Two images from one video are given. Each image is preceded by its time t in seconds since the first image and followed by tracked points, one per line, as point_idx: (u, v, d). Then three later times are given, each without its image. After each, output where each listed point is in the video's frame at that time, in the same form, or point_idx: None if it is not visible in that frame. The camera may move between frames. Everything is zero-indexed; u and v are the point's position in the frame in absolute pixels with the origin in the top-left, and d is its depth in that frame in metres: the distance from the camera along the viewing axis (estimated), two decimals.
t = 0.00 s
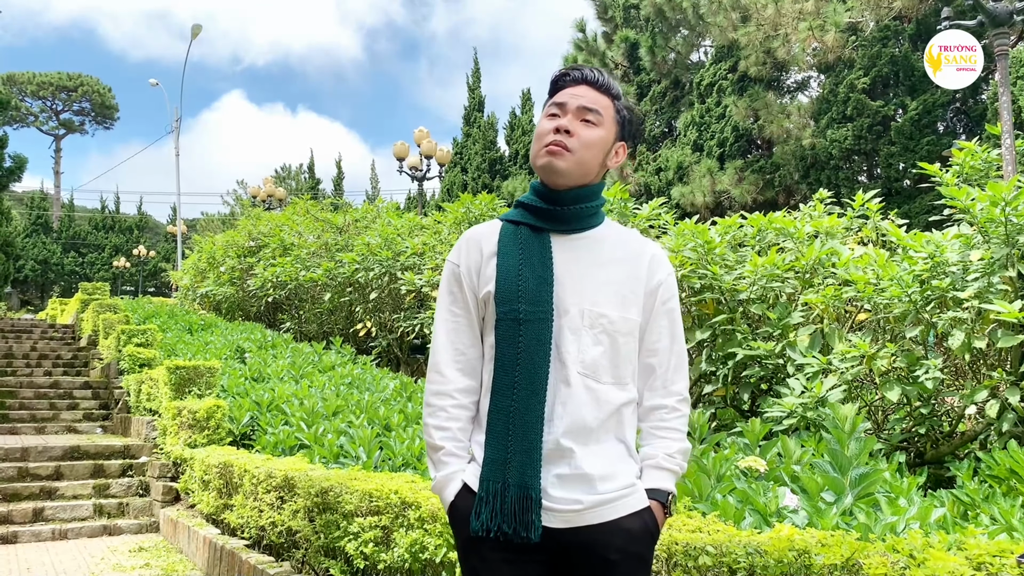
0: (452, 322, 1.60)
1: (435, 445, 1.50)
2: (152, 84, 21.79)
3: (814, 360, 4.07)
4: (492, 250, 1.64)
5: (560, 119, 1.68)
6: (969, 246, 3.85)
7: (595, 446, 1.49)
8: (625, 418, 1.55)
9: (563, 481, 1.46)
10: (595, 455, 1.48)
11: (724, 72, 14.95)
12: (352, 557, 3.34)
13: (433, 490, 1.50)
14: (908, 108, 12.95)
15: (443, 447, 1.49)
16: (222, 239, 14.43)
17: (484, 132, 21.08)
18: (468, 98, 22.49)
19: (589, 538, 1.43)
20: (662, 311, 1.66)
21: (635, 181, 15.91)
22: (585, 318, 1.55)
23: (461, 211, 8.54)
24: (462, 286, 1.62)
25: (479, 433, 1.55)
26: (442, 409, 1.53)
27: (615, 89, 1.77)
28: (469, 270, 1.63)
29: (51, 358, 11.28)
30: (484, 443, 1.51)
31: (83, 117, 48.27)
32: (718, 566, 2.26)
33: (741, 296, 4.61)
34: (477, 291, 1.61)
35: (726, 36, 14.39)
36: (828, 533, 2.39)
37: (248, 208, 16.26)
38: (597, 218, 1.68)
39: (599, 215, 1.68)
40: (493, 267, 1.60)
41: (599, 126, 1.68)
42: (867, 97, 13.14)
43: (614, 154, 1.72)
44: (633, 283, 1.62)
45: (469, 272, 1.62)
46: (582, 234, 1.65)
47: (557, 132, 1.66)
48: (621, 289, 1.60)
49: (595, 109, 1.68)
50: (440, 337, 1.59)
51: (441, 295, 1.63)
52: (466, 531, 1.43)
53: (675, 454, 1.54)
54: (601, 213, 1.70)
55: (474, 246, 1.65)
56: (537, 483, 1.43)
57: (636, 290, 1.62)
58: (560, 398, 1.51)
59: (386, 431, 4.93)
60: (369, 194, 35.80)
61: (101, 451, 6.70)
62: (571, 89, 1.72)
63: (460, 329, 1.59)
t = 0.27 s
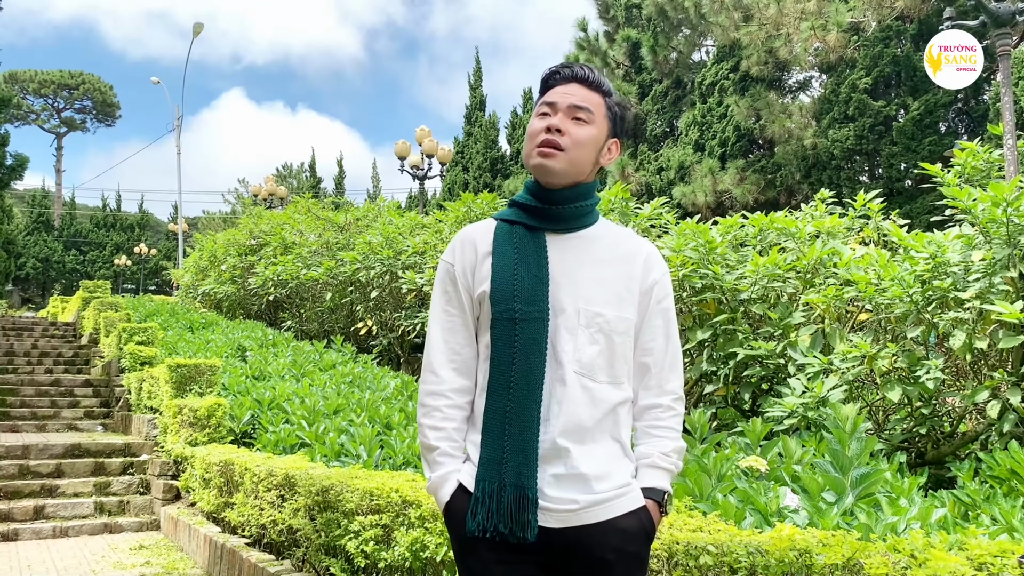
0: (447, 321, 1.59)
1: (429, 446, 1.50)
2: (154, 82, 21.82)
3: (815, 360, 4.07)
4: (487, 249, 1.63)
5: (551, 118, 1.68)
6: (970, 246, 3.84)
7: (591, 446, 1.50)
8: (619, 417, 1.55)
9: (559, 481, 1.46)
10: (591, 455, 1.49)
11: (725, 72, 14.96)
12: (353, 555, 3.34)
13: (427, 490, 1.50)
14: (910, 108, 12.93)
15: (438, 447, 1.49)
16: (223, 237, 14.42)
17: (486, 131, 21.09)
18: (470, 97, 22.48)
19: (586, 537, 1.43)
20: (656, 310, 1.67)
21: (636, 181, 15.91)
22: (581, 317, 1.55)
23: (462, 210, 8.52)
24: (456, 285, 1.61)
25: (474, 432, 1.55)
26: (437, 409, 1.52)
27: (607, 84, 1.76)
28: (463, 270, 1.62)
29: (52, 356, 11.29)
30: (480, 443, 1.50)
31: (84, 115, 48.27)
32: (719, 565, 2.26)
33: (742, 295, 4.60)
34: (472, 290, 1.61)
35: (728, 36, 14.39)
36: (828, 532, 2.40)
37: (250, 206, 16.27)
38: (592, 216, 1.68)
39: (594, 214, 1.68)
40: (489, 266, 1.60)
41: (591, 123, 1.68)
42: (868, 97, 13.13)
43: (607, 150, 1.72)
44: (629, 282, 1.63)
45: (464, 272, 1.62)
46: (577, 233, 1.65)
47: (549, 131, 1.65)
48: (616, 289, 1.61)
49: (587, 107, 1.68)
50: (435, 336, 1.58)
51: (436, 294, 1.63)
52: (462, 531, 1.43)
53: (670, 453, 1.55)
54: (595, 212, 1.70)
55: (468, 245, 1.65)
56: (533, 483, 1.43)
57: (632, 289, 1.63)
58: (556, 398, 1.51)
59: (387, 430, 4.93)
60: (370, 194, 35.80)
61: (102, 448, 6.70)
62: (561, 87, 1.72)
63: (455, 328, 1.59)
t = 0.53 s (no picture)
0: (441, 320, 1.59)
1: (424, 446, 1.49)
2: (155, 80, 21.80)
3: (816, 360, 4.07)
4: (482, 249, 1.63)
5: (540, 116, 1.68)
6: (972, 247, 3.83)
7: (586, 446, 1.50)
8: (614, 417, 1.55)
9: (555, 481, 1.46)
10: (587, 455, 1.49)
11: (727, 72, 14.96)
12: (354, 554, 3.34)
13: (422, 491, 1.50)
14: (912, 109, 12.92)
15: (433, 448, 1.49)
16: (224, 236, 14.42)
17: (487, 131, 21.08)
18: (471, 97, 22.46)
19: (582, 537, 1.43)
20: (651, 309, 1.67)
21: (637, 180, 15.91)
22: (576, 317, 1.55)
23: (463, 209, 8.51)
24: (451, 285, 1.61)
25: (469, 432, 1.54)
26: (431, 409, 1.52)
27: (598, 82, 1.76)
28: (458, 269, 1.62)
29: (53, 354, 11.29)
30: (475, 443, 1.50)
31: (86, 113, 48.29)
32: (719, 565, 2.27)
33: (744, 295, 4.59)
34: (467, 290, 1.60)
35: (730, 35, 14.38)
36: (829, 533, 2.39)
37: (251, 205, 16.28)
38: (586, 215, 1.68)
39: (588, 214, 1.69)
40: (484, 266, 1.60)
41: (580, 120, 1.68)
42: (870, 97, 13.11)
43: (599, 148, 1.72)
44: (624, 282, 1.63)
45: (459, 271, 1.62)
46: (572, 232, 1.65)
47: (538, 129, 1.66)
48: (612, 288, 1.61)
49: (576, 105, 1.68)
50: (429, 336, 1.58)
51: (430, 294, 1.63)
52: (458, 532, 1.43)
53: (665, 453, 1.55)
54: (589, 211, 1.70)
55: (463, 244, 1.64)
56: (529, 483, 1.43)
57: (626, 289, 1.63)
58: (552, 398, 1.51)
59: (387, 429, 4.93)
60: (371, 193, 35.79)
61: (103, 447, 6.70)
62: (551, 87, 1.73)
63: (450, 328, 1.59)
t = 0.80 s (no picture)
0: (435, 321, 1.59)
1: (418, 447, 1.49)
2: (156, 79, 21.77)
3: (817, 360, 4.07)
4: (477, 249, 1.63)
5: (534, 115, 1.68)
6: (973, 247, 3.83)
7: (582, 446, 1.50)
8: (610, 417, 1.56)
9: (551, 482, 1.46)
10: (583, 455, 1.49)
11: (729, 72, 14.95)
12: (354, 554, 3.34)
13: (417, 492, 1.49)
14: (914, 109, 12.90)
15: (427, 449, 1.49)
16: (225, 235, 14.41)
17: (489, 130, 21.08)
18: (472, 96, 22.46)
19: (579, 538, 1.43)
20: (646, 309, 1.68)
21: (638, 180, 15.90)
22: (572, 317, 1.55)
23: (464, 209, 8.48)
24: (445, 285, 1.61)
25: (464, 433, 1.54)
26: (426, 410, 1.52)
27: (593, 83, 1.76)
28: (453, 269, 1.62)
29: (54, 353, 11.30)
30: (470, 444, 1.50)
31: (87, 112, 48.30)
32: (720, 566, 2.27)
33: (745, 295, 4.58)
34: (462, 290, 1.60)
35: (731, 35, 14.36)
36: (829, 534, 2.39)
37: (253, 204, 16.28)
38: (580, 215, 1.68)
39: (582, 214, 1.69)
40: (478, 266, 1.60)
41: (575, 120, 1.68)
42: (872, 97, 13.10)
43: (593, 148, 1.71)
44: (619, 283, 1.64)
45: (453, 272, 1.62)
46: (568, 232, 1.65)
47: (531, 127, 1.66)
48: (607, 288, 1.61)
49: (571, 104, 1.68)
50: (423, 336, 1.58)
51: (424, 294, 1.62)
52: (453, 533, 1.43)
53: (660, 452, 1.56)
54: (584, 211, 1.70)
55: (457, 244, 1.64)
56: (525, 484, 1.43)
57: (622, 289, 1.64)
58: (547, 398, 1.51)
59: (388, 428, 4.93)
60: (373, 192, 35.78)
61: (103, 445, 6.70)
62: (547, 86, 1.73)
63: (444, 328, 1.59)
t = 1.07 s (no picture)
0: (431, 323, 1.59)
1: (414, 449, 1.49)
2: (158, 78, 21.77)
3: (819, 361, 4.07)
4: (473, 250, 1.63)
5: (532, 117, 1.68)
6: (975, 248, 3.82)
7: (580, 447, 1.50)
8: (607, 418, 1.56)
9: (548, 484, 1.46)
10: (580, 457, 1.49)
11: (731, 72, 14.96)
12: (355, 554, 3.34)
13: (413, 495, 1.49)
14: (916, 109, 12.87)
15: (424, 451, 1.48)
16: (226, 234, 14.42)
17: (491, 130, 21.09)
18: (474, 96, 22.46)
19: (577, 541, 1.43)
20: (643, 310, 1.69)
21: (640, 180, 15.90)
22: (570, 319, 1.55)
23: (466, 208, 8.46)
24: (441, 286, 1.60)
25: (460, 436, 1.54)
26: (422, 413, 1.52)
27: (591, 81, 1.75)
28: (449, 270, 1.62)
29: (56, 352, 11.30)
30: (466, 446, 1.50)
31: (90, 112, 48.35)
32: (723, 567, 2.27)
33: (746, 296, 4.57)
34: (457, 292, 1.60)
35: (733, 35, 14.36)
36: (832, 535, 2.39)
37: (255, 204, 16.30)
38: (578, 216, 1.68)
39: (580, 215, 1.69)
40: (475, 267, 1.59)
41: (573, 122, 1.68)
42: (873, 98, 13.08)
43: (591, 149, 1.72)
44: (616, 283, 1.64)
45: (449, 273, 1.61)
46: (565, 232, 1.65)
47: (530, 131, 1.65)
48: (605, 290, 1.62)
49: (569, 106, 1.68)
50: (419, 338, 1.58)
51: (420, 296, 1.62)
52: (450, 537, 1.43)
53: (658, 453, 1.56)
54: (581, 212, 1.70)
55: (453, 245, 1.64)
56: (522, 486, 1.43)
57: (619, 290, 1.64)
58: (545, 400, 1.51)
59: (390, 428, 4.93)
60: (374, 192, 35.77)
61: (105, 445, 6.71)
62: (544, 86, 1.72)
63: (439, 330, 1.58)
